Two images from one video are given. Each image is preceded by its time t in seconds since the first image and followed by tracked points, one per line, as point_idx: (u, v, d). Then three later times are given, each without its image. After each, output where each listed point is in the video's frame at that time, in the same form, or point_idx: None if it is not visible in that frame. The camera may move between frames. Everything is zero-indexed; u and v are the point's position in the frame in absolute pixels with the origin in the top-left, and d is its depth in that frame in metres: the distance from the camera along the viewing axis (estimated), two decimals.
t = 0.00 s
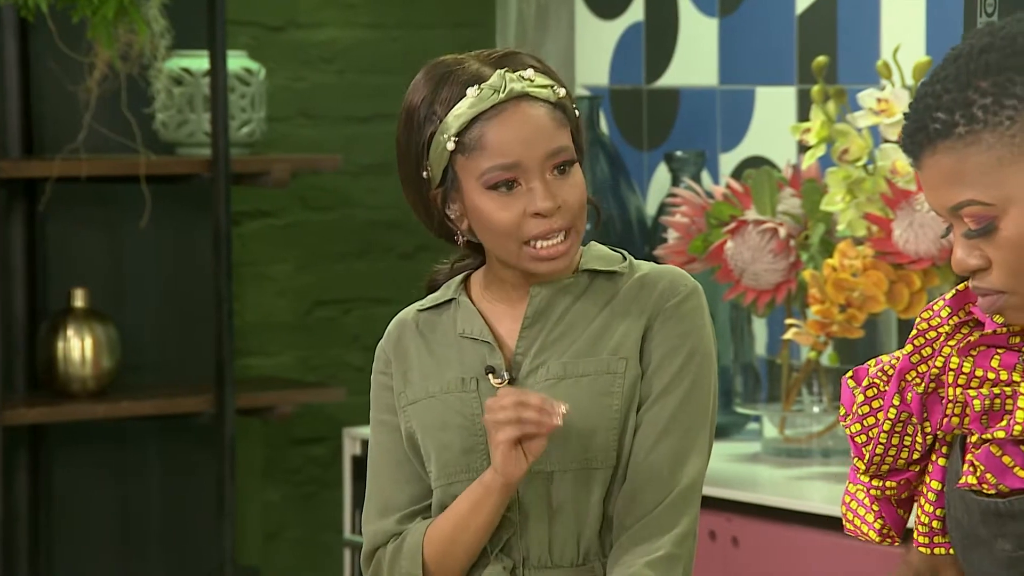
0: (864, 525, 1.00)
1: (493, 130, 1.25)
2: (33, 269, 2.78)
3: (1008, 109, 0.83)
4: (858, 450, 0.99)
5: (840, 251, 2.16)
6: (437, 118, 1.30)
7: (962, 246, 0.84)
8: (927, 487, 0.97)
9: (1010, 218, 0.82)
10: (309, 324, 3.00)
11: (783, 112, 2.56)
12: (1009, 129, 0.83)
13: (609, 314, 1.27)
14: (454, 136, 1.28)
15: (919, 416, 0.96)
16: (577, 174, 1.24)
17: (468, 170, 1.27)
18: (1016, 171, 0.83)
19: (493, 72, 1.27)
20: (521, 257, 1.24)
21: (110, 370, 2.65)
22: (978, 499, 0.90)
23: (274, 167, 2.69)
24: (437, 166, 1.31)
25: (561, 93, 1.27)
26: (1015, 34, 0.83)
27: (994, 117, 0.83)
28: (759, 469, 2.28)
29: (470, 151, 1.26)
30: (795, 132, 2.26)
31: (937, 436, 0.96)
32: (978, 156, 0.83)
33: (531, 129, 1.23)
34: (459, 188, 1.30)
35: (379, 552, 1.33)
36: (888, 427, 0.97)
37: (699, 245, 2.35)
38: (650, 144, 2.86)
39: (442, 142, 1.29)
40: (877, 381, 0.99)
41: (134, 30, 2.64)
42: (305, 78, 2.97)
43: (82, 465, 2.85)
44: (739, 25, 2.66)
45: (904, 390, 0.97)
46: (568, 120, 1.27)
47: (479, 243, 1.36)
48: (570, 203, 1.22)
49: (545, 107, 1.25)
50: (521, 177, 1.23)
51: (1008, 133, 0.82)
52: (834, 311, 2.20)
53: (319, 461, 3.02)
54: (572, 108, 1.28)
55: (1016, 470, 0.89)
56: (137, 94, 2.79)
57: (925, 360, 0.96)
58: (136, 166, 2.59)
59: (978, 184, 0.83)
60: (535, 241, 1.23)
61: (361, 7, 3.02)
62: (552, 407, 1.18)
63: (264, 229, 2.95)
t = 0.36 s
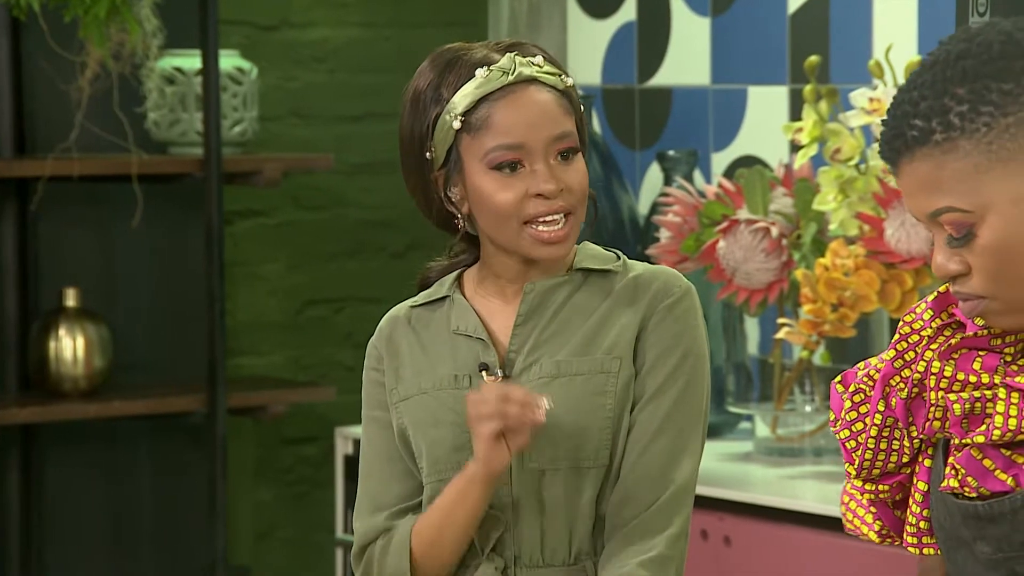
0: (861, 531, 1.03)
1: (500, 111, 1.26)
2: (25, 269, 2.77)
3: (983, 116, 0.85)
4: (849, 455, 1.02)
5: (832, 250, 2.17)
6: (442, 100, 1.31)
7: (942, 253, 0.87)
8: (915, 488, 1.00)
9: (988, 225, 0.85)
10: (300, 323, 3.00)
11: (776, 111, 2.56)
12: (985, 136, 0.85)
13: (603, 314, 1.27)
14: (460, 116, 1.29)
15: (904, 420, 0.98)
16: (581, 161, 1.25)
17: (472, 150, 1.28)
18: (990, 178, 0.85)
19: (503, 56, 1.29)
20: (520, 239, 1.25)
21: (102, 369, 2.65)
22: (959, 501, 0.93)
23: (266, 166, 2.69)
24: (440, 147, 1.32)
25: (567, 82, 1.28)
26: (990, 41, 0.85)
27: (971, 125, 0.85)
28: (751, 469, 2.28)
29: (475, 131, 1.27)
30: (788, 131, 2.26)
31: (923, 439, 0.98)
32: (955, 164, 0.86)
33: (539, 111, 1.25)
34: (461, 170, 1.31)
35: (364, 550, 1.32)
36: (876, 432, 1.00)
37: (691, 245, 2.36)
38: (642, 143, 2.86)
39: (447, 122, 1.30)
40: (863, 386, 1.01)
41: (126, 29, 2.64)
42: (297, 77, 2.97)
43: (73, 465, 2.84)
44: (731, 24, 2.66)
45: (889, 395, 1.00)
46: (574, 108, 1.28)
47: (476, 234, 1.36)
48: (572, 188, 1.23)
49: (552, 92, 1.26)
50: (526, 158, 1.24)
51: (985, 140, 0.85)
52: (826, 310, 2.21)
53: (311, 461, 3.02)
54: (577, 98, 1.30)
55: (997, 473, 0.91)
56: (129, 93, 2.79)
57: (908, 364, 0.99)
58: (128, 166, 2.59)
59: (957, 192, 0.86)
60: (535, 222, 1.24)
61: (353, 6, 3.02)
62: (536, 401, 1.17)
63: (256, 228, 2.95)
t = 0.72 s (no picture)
0: (844, 539, 1.03)
1: (497, 124, 1.26)
2: (14, 268, 2.76)
3: (964, 116, 0.86)
4: (834, 464, 1.02)
5: (822, 249, 2.18)
6: (440, 107, 1.31)
7: (925, 254, 0.87)
8: (900, 495, 1.00)
9: (970, 226, 0.86)
10: (289, 322, 2.99)
11: (764, 110, 2.56)
12: (966, 135, 0.86)
13: (601, 315, 1.29)
14: (457, 128, 1.29)
15: (891, 425, 0.98)
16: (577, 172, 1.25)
17: (469, 162, 1.28)
18: (970, 177, 0.86)
19: (499, 65, 1.29)
20: (519, 251, 1.25)
21: (91, 368, 2.64)
22: (953, 504, 0.93)
23: (255, 164, 2.69)
24: (438, 155, 1.32)
25: (566, 91, 1.28)
26: (966, 43, 0.86)
27: (951, 125, 0.86)
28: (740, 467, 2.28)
29: (473, 143, 1.27)
30: (777, 131, 2.28)
31: (909, 445, 0.98)
32: (937, 164, 0.86)
33: (536, 124, 1.25)
34: (459, 179, 1.31)
35: (357, 546, 1.34)
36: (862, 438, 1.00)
37: (681, 243, 2.37)
38: (632, 142, 2.87)
39: (445, 133, 1.30)
40: (849, 393, 1.02)
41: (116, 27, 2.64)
42: (286, 76, 2.97)
43: (62, 464, 2.84)
44: (719, 23, 2.66)
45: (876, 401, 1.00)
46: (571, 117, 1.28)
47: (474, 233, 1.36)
48: (568, 202, 1.23)
49: (549, 103, 1.26)
50: (523, 172, 1.25)
51: (967, 140, 0.85)
52: (815, 309, 2.23)
53: (300, 460, 3.02)
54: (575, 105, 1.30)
55: (991, 475, 0.91)
56: (117, 91, 2.78)
57: (894, 370, 0.99)
58: (117, 164, 2.59)
59: (940, 193, 0.86)
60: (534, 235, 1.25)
61: (342, 4, 3.01)
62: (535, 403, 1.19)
63: (245, 227, 2.94)
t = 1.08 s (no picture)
0: (830, 537, 1.01)
1: (497, 115, 1.26)
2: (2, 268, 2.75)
3: (947, 117, 0.83)
4: (816, 463, 0.99)
5: (809, 248, 2.20)
6: (442, 93, 1.31)
7: (906, 254, 0.84)
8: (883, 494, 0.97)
9: (952, 224, 0.82)
10: (277, 322, 2.98)
11: (752, 110, 2.56)
12: (949, 136, 0.83)
13: (587, 315, 1.29)
14: (457, 113, 1.29)
15: (872, 425, 0.96)
16: (570, 176, 1.26)
17: (464, 148, 1.28)
18: (952, 178, 0.83)
19: (508, 60, 1.29)
20: (501, 243, 1.26)
21: (77, 368, 2.64)
22: (928, 505, 0.90)
23: (243, 164, 2.68)
24: (433, 140, 1.32)
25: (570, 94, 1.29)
26: (950, 43, 0.84)
27: (935, 126, 0.83)
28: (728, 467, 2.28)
29: (470, 130, 1.28)
30: (765, 129, 2.28)
31: (890, 444, 0.96)
32: (921, 165, 0.83)
33: (537, 121, 1.25)
34: (452, 165, 1.31)
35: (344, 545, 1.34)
36: (844, 438, 0.98)
37: (669, 242, 2.39)
38: (619, 141, 2.87)
39: (444, 117, 1.30)
40: (828, 392, 1.00)
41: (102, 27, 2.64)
42: (274, 75, 2.96)
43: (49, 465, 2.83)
44: (707, 23, 2.66)
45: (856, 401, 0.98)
46: (571, 120, 1.29)
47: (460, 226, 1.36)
48: (556, 203, 1.24)
49: (552, 103, 1.27)
50: (516, 166, 1.25)
51: (949, 141, 0.83)
52: (803, 307, 2.25)
53: (288, 459, 3.01)
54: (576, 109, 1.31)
55: (966, 477, 0.88)
56: (105, 90, 2.77)
57: (874, 369, 0.97)
58: (104, 163, 2.58)
59: (922, 194, 0.83)
60: (517, 230, 1.25)
61: (330, 3, 3.00)
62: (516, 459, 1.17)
63: (234, 226, 2.94)
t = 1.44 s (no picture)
0: (807, 529, 1.03)
1: (481, 107, 1.26)
2: None
3: (938, 111, 0.87)
4: (797, 454, 1.02)
5: (795, 247, 2.22)
6: (434, 83, 1.31)
7: (895, 247, 0.88)
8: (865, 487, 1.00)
9: (942, 219, 0.86)
10: (263, 321, 2.96)
11: (737, 109, 2.56)
12: (940, 131, 0.86)
13: (576, 311, 1.29)
14: (444, 104, 1.29)
15: (855, 419, 0.99)
16: (554, 172, 1.26)
17: (449, 139, 1.28)
18: (942, 173, 0.86)
19: (501, 54, 1.29)
20: (479, 238, 1.26)
21: (63, 366, 2.63)
22: (910, 498, 0.93)
23: (228, 162, 2.67)
24: (422, 131, 1.32)
25: (561, 92, 1.29)
26: (942, 38, 0.87)
27: (926, 120, 0.87)
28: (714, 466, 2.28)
29: (455, 122, 1.28)
30: (751, 128, 2.32)
31: (873, 438, 0.99)
32: (911, 159, 0.87)
33: (520, 116, 1.25)
34: (438, 156, 1.31)
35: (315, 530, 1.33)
36: (826, 430, 1.00)
37: (654, 241, 2.41)
38: (605, 140, 2.87)
39: (432, 107, 1.30)
40: (813, 384, 1.01)
41: (87, 26, 2.64)
42: (260, 74, 2.93)
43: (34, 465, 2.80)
44: (691, 22, 2.67)
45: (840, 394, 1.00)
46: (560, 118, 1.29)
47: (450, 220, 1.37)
48: (536, 200, 1.24)
49: (538, 99, 1.27)
50: (497, 159, 1.25)
51: (939, 136, 0.86)
52: (788, 307, 2.27)
53: (273, 457, 2.99)
54: (567, 107, 1.30)
55: (948, 470, 0.91)
56: (90, 88, 2.74)
57: (858, 364, 1.00)
58: (89, 162, 2.58)
59: (911, 188, 0.87)
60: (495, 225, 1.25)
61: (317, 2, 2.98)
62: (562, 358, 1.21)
63: (220, 224, 2.91)
